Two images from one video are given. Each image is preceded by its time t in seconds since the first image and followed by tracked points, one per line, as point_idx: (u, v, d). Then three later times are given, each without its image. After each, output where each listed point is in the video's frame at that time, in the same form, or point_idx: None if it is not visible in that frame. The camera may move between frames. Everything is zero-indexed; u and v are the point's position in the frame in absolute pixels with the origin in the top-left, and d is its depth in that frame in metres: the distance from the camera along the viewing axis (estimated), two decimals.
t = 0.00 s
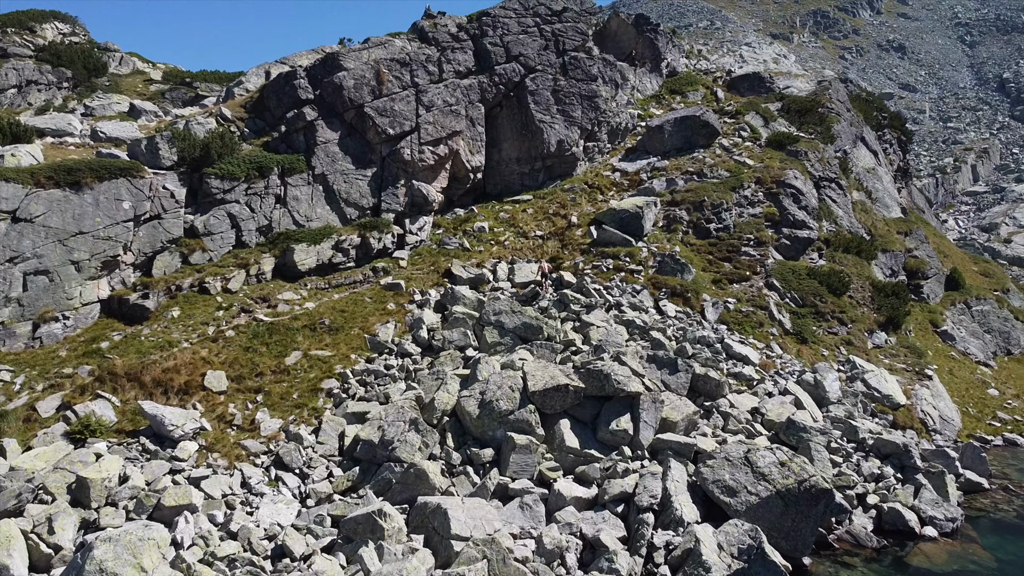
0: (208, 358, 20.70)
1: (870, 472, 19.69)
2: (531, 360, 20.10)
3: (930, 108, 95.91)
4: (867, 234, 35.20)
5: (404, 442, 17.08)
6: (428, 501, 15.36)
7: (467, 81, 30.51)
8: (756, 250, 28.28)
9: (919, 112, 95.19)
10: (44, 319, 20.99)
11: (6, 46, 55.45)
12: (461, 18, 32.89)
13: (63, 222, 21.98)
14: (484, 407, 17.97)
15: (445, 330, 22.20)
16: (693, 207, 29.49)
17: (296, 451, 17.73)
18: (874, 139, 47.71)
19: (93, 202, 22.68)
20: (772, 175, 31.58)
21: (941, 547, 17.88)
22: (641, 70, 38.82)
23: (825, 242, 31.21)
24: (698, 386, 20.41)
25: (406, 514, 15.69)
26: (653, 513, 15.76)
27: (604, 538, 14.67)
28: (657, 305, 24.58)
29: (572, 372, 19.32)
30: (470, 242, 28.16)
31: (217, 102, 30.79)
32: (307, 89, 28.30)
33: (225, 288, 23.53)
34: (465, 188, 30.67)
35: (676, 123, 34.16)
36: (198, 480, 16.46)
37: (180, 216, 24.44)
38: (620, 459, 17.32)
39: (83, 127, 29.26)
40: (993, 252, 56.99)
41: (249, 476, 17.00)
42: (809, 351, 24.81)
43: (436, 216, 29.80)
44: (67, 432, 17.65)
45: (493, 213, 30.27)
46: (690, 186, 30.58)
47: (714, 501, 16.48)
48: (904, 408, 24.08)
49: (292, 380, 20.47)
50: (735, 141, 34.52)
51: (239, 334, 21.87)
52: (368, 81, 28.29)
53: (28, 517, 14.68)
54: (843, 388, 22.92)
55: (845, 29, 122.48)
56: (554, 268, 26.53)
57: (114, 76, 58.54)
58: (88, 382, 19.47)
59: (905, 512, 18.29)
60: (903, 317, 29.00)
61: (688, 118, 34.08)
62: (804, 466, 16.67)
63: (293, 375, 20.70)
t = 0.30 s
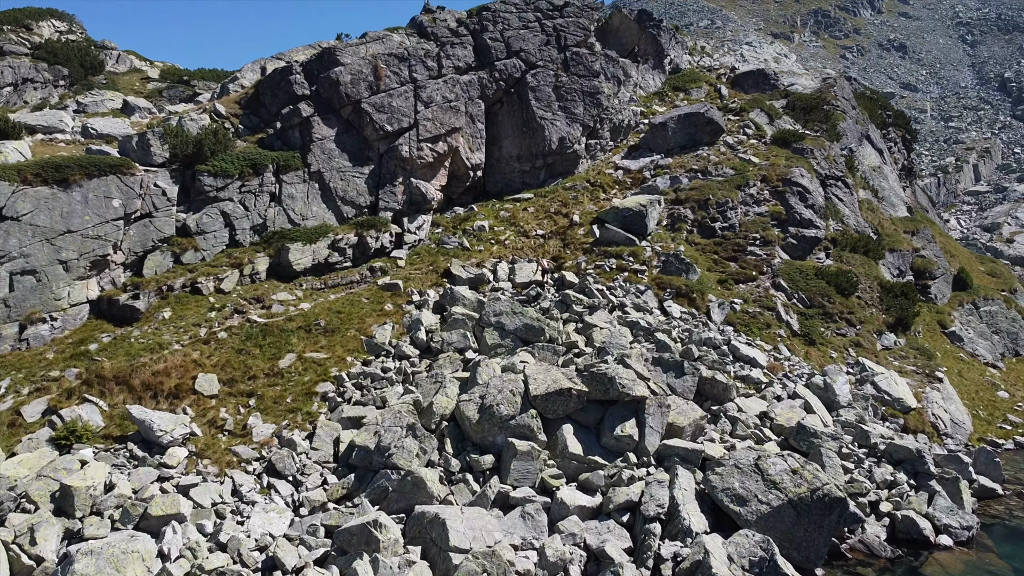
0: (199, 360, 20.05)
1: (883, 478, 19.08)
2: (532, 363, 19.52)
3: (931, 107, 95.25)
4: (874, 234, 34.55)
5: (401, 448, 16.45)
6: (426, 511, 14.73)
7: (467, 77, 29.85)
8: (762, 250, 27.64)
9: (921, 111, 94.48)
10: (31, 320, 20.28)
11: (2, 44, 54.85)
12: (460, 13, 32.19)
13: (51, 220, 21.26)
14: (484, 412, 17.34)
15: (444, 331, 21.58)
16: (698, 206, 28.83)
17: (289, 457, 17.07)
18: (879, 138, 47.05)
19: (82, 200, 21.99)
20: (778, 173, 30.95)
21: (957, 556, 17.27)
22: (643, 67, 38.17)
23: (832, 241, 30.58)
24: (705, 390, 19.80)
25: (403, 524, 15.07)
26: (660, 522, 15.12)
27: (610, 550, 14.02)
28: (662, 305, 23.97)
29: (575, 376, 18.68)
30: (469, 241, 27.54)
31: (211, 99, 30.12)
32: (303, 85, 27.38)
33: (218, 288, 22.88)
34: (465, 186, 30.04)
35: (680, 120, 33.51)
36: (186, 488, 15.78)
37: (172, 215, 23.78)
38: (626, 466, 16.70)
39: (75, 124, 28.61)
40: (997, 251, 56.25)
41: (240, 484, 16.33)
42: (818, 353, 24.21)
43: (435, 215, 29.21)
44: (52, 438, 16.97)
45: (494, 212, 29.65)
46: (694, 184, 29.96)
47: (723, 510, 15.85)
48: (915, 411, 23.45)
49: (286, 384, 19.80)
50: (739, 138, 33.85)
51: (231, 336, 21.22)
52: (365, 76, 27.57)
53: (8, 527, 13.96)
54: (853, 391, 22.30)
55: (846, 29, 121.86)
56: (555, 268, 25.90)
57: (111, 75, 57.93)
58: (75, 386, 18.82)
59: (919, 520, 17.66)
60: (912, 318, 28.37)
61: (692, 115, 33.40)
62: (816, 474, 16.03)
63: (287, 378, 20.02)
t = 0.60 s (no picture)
0: (189, 363, 19.38)
1: (897, 486, 18.37)
2: (534, 366, 18.86)
3: (933, 106, 94.53)
4: (882, 233, 33.87)
5: (397, 455, 15.77)
6: (423, 523, 14.06)
7: (467, 72, 29.18)
8: (769, 249, 26.95)
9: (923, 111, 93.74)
10: (16, 321, 19.57)
11: None
12: (460, 8, 31.39)
13: (37, 218, 20.53)
14: (484, 418, 16.66)
15: (443, 334, 20.93)
16: (703, 205, 28.15)
17: (281, 464, 16.38)
18: (885, 136, 46.34)
19: (69, 198, 21.23)
20: (785, 171, 30.27)
21: (974, 567, 16.57)
22: (646, 64, 37.47)
23: (839, 241, 29.91)
24: (712, 394, 19.20)
25: (399, 536, 14.41)
26: (668, 534, 14.43)
27: (616, 564, 13.32)
28: (667, 307, 23.31)
29: (579, 380, 18.00)
30: (469, 240, 26.89)
31: (205, 95, 29.41)
32: (298, 80, 26.83)
33: (210, 288, 22.18)
34: (464, 184, 29.40)
35: (684, 117, 32.78)
36: (174, 497, 15.07)
37: (163, 213, 23.06)
38: (631, 474, 16.02)
39: (66, 120, 27.96)
40: (1002, 250, 55.57)
41: (230, 493, 15.62)
42: (827, 356, 23.55)
43: (434, 214, 28.60)
44: (35, 445, 16.26)
45: (494, 210, 28.99)
46: (699, 182, 29.28)
47: (733, 521, 15.18)
48: (928, 415, 22.76)
49: (279, 388, 19.08)
50: (745, 135, 33.16)
51: (223, 337, 20.54)
52: (362, 71, 26.85)
53: None
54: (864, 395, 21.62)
55: (848, 28, 121.05)
56: (557, 268, 25.24)
57: (109, 73, 57.12)
58: (60, 390, 18.15)
59: (936, 529, 16.93)
60: (923, 319, 27.69)
61: (697, 112, 32.69)
62: (831, 483, 15.34)
63: (280, 382, 19.29)
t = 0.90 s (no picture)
0: (178, 367, 18.68)
1: (913, 494, 17.59)
2: (536, 370, 18.18)
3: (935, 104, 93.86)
4: (890, 232, 33.17)
5: (393, 464, 15.11)
6: (419, 535, 13.35)
7: (466, 68, 28.46)
8: (777, 249, 26.26)
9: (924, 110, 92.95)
10: None
11: None
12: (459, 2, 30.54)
13: (21, 216, 19.77)
14: (484, 424, 15.97)
15: (441, 336, 20.24)
16: (708, 203, 27.44)
17: (273, 473, 15.65)
18: (891, 134, 45.62)
19: (55, 195, 20.48)
20: (792, 169, 29.56)
21: None
22: (649, 60, 36.77)
23: (848, 240, 29.20)
24: (721, 399, 18.56)
25: (395, 550, 13.71)
26: (677, 547, 13.73)
27: None
28: (672, 308, 22.62)
29: (582, 384, 17.32)
30: (468, 239, 26.22)
31: (198, 90, 28.64)
32: (293, 75, 25.92)
33: (201, 289, 21.46)
34: (464, 182, 28.70)
35: (688, 114, 32.03)
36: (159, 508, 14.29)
37: (153, 211, 22.34)
38: (638, 484, 15.32)
39: (54, 116, 27.25)
40: (1006, 249, 54.87)
41: (218, 504, 14.85)
42: (837, 358, 22.87)
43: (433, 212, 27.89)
44: (16, 452, 15.40)
45: (494, 209, 28.28)
46: (705, 180, 28.58)
47: (745, 533, 14.49)
48: (941, 420, 22.05)
49: (271, 393, 18.31)
50: (750, 132, 32.43)
51: (214, 340, 19.82)
52: (359, 66, 26.11)
53: None
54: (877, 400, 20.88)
55: (848, 28, 120.20)
56: (559, 268, 24.58)
57: (104, 71, 56.19)
58: (44, 394, 17.38)
59: (954, 539, 16.21)
60: (934, 320, 26.98)
61: (701, 108, 31.97)
62: (847, 493, 14.63)
63: (272, 387, 18.52)
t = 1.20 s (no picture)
0: (166, 371, 17.92)
1: (931, 505, 16.53)
2: (538, 375, 17.45)
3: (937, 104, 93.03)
4: (899, 231, 32.44)
5: (389, 474, 14.35)
6: (416, 551, 12.59)
7: (466, 62, 27.66)
8: (785, 248, 25.52)
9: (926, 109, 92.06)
10: None
11: None
12: None
13: (4, 214, 18.92)
14: (484, 432, 15.22)
15: (440, 339, 19.48)
16: (715, 201, 26.70)
17: (262, 484, 14.84)
18: (897, 132, 44.87)
19: (39, 192, 19.63)
20: (800, 166, 28.82)
21: None
22: (652, 55, 36.04)
23: (857, 239, 28.47)
24: (731, 405, 17.85)
25: (390, 566, 12.95)
26: (688, 563, 12.97)
27: None
28: (679, 309, 21.90)
29: (587, 390, 16.57)
30: (468, 239, 25.50)
31: (191, 85, 27.83)
32: (288, 69, 25.20)
33: (191, 290, 20.70)
34: (463, 180, 27.94)
35: (693, 110, 31.22)
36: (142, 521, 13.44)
37: (142, 209, 21.45)
38: (645, 495, 14.56)
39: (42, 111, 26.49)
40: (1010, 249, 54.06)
41: (205, 516, 14.02)
42: (849, 362, 22.17)
43: (431, 211, 27.09)
44: None
45: (494, 208, 27.56)
46: (711, 178, 27.84)
47: (759, 547, 13.73)
48: (956, 425, 21.27)
49: (262, 399, 17.51)
50: (756, 130, 31.68)
51: (203, 343, 19.04)
52: (355, 60, 25.26)
53: None
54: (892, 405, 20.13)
55: (850, 27, 119.32)
56: (562, 269, 23.88)
57: (101, 69, 55.20)
58: (25, 400, 16.57)
59: (975, 552, 15.03)
60: (947, 322, 26.23)
61: (707, 104, 31.21)
62: (866, 506, 13.89)
63: (264, 392, 17.71)
